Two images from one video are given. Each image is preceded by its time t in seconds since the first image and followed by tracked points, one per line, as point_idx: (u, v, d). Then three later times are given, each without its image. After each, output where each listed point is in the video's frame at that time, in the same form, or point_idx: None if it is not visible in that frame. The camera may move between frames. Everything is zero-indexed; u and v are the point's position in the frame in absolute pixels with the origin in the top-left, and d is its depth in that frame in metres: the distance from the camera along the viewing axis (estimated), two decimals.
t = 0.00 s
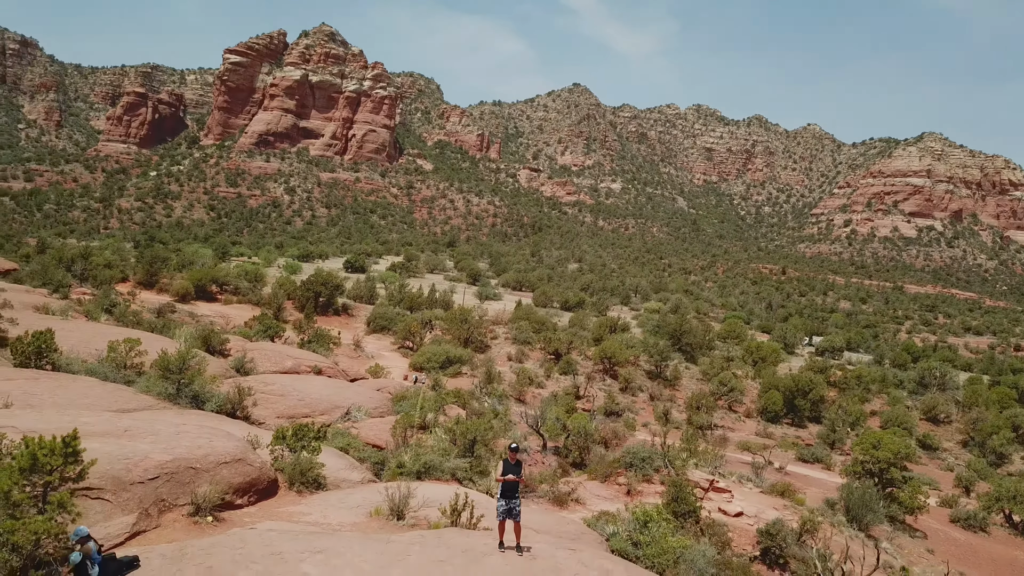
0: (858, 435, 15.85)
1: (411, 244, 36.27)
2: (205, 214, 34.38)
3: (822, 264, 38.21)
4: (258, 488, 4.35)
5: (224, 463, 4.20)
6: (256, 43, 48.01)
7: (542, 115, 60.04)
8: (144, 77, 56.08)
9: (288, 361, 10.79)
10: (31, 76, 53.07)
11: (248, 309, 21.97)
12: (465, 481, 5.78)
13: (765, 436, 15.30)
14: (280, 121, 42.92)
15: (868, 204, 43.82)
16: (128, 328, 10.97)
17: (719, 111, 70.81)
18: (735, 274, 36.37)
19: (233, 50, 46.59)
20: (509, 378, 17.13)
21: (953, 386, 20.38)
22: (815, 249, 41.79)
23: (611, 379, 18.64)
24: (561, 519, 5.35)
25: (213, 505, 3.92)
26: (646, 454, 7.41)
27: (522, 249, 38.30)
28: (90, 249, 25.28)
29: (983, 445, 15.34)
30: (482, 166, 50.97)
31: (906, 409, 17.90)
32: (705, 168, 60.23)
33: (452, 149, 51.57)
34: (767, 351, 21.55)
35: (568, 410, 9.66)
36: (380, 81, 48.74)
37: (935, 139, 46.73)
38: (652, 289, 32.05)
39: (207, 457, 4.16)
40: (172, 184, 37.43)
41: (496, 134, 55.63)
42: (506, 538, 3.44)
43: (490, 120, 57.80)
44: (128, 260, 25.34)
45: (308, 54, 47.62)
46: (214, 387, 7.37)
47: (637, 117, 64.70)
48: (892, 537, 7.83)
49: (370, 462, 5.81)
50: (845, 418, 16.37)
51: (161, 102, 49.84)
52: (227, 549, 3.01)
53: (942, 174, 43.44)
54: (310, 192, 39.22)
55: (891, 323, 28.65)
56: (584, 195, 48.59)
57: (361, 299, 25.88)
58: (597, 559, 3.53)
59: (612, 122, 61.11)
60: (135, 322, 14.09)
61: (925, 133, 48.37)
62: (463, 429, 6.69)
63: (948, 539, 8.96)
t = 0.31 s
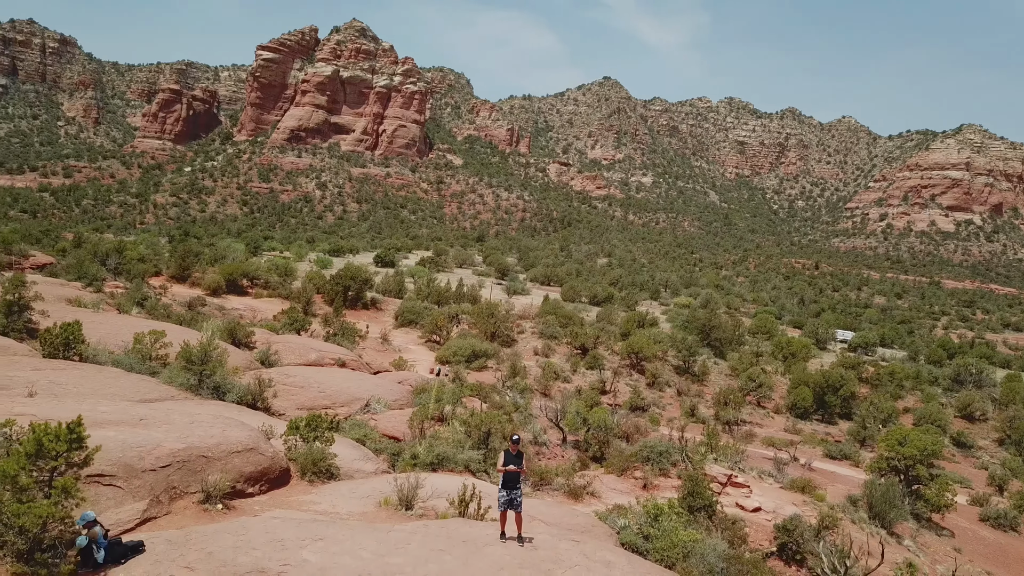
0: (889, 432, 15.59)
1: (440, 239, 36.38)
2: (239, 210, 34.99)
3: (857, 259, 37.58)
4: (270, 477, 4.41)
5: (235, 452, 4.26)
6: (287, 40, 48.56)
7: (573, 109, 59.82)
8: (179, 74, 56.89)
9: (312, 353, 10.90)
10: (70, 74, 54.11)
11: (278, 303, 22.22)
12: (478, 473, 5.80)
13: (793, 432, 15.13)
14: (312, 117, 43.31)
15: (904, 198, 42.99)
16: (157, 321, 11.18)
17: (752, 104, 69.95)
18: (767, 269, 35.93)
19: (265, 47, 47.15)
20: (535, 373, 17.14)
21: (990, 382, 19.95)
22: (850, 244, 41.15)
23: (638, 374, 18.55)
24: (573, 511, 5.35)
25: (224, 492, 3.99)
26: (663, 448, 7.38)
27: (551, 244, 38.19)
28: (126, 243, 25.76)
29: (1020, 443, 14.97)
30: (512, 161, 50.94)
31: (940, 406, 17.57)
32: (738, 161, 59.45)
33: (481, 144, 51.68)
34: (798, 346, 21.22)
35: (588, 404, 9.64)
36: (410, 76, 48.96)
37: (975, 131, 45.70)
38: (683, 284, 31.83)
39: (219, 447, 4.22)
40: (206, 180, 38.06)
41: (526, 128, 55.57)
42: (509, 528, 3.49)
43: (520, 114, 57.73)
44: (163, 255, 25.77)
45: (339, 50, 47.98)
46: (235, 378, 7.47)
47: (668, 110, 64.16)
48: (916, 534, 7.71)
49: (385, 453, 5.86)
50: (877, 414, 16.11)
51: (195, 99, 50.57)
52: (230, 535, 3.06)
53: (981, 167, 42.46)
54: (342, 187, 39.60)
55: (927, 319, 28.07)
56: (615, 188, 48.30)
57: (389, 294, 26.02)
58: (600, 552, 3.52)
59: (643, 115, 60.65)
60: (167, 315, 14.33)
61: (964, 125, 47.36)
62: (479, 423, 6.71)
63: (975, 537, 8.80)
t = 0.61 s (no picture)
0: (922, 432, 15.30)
1: (469, 237, 36.50)
2: (271, 208, 35.59)
3: (893, 258, 36.95)
4: (281, 471, 4.46)
5: (247, 446, 4.31)
6: (319, 40, 49.10)
7: (603, 107, 59.55)
8: (213, 75, 57.69)
9: (336, 350, 10.97)
10: (108, 75, 55.13)
11: (307, 301, 22.44)
12: (491, 469, 5.82)
13: (822, 433, 14.92)
14: (343, 116, 43.67)
15: (941, 195, 42.09)
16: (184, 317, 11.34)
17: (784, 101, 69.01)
18: (800, 267, 35.45)
19: (298, 47, 47.81)
20: (561, 372, 17.13)
21: None
22: (885, 242, 40.43)
23: (666, 373, 18.42)
24: (585, 508, 5.33)
25: (234, 485, 4.04)
26: (680, 447, 7.35)
27: (581, 242, 38.04)
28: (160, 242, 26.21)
29: None
30: (542, 159, 50.91)
31: (977, 407, 17.19)
32: (771, 159, 58.61)
33: (511, 142, 51.78)
34: (829, 346, 20.88)
35: (609, 402, 9.61)
36: (440, 75, 49.14)
37: (1015, 127, 44.64)
38: (713, 282, 31.56)
39: (231, 440, 4.28)
40: (240, 179, 38.80)
41: (555, 126, 55.44)
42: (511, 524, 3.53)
43: (550, 113, 57.64)
44: (196, 253, 26.17)
45: (370, 49, 48.34)
46: (256, 373, 7.56)
47: (699, 108, 63.58)
48: (941, 537, 7.55)
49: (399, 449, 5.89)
50: (909, 414, 15.83)
51: (229, 99, 51.25)
52: (232, 527, 3.10)
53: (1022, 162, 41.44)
54: (373, 186, 39.97)
55: (964, 319, 27.44)
56: (645, 186, 47.69)
57: (417, 292, 26.13)
58: (604, 549, 3.52)
59: (673, 113, 60.15)
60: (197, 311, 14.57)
61: (1004, 120, 46.33)
62: (493, 420, 6.71)
63: (1004, 540, 8.61)
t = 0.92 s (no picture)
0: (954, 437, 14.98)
1: (497, 238, 36.53)
2: (300, 209, 36.08)
3: (927, 257, 36.26)
4: (291, 469, 4.50)
5: (257, 444, 4.36)
6: (349, 42, 49.56)
7: (632, 107, 59.24)
8: (245, 79, 58.41)
9: (357, 350, 11.03)
10: (143, 79, 56.08)
11: (335, 301, 22.62)
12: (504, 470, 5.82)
13: (850, 436, 14.68)
14: (372, 118, 44.00)
15: (978, 195, 41.15)
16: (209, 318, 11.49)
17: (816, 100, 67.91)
18: (831, 268, 34.96)
19: (327, 50, 48.35)
20: (585, 373, 17.09)
21: None
22: (919, 243, 39.65)
23: (691, 375, 18.25)
24: (596, 509, 5.31)
25: (243, 482, 4.08)
26: (697, 448, 7.29)
27: (609, 242, 37.89)
28: (191, 242, 26.60)
29: None
30: (570, 160, 50.78)
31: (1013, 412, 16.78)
32: (802, 158, 57.76)
33: (539, 143, 51.89)
34: (860, 348, 20.52)
35: (628, 403, 9.53)
36: (469, 77, 49.22)
37: None
38: (742, 284, 31.27)
39: (241, 438, 4.32)
40: (270, 180, 39.49)
41: (584, 126, 55.32)
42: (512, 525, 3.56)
43: (578, 113, 57.52)
44: (226, 254, 26.53)
45: (399, 51, 48.67)
46: (275, 372, 7.64)
47: (729, 107, 62.90)
48: (966, 543, 7.38)
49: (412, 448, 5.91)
50: (940, 417, 15.52)
51: (260, 101, 51.91)
52: (233, 523, 3.14)
53: None
54: (401, 187, 40.23)
55: (1002, 321, 26.74)
56: (674, 187, 47.23)
57: (443, 292, 26.21)
58: (606, 549, 3.49)
59: (703, 112, 59.63)
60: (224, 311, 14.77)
61: None
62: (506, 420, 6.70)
63: None
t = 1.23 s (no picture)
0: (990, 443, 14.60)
1: (526, 241, 36.49)
2: (332, 213, 36.40)
3: (965, 261, 35.47)
4: (301, 469, 4.53)
5: (267, 444, 4.40)
6: (380, 47, 49.92)
7: (663, 108, 58.90)
8: (278, 84, 59.13)
9: (380, 352, 11.08)
10: (179, 85, 57.07)
11: (364, 303, 22.77)
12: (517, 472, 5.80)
13: (881, 442, 14.41)
14: (403, 121, 44.31)
15: (1019, 196, 40.07)
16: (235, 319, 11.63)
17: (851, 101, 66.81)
18: (866, 271, 34.34)
19: (359, 54, 48.78)
20: (611, 376, 17.00)
21: None
22: (958, 246, 38.71)
23: (720, 378, 18.05)
24: (608, 513, 5.27)
25: (252, 482, 4.12)
26: (715, 453, 7.21)
27: (639, 244, 37.66)
28: (224, 246, 26.96)
29: None
30: (600, 162, 50.60)
31: None
32: (837, 160, 56.71)
33: (569, 146, 51.86)
34: (894, 353, 20.10)
35: (649, 406, 9.46)
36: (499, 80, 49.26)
37: None
38: (774, 287, 30.86)
39: (251, 438, 4.37)
40: (303, 184, 39.94)
41: (615, 129, 55.10)
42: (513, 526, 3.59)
43: (609, 115, 57.34)
44: (258, 256, 26.85)
45: (430, 55, 48.95)
46: (294, 373, 7.70)
47: (762, 108, 62.14)
48: (995, 551, 7.20)
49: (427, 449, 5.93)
50: (976, 424, 15.15)
51: (293, 106, 52.52)
52: (236, 521, 3.16)
53: None
54: (432, 190, 40.39)
55: None
56: (706, 189, 46.76)
57: (471, 295, 26.26)
58: (608, 553, 3.46)
59: (735, 113, 59.03)
60: (252, 313, 14.94)
61: None
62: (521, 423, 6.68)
63: None
